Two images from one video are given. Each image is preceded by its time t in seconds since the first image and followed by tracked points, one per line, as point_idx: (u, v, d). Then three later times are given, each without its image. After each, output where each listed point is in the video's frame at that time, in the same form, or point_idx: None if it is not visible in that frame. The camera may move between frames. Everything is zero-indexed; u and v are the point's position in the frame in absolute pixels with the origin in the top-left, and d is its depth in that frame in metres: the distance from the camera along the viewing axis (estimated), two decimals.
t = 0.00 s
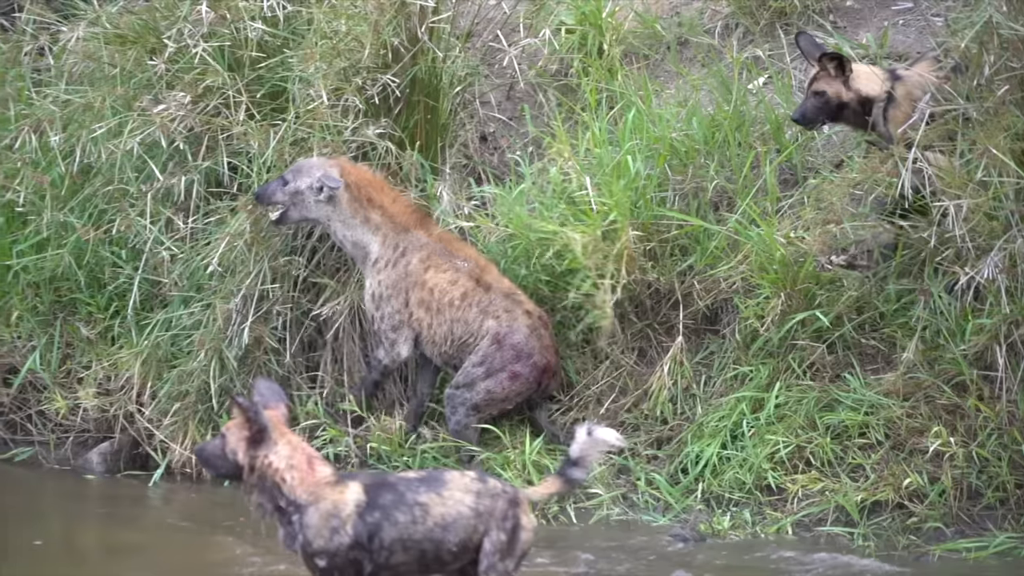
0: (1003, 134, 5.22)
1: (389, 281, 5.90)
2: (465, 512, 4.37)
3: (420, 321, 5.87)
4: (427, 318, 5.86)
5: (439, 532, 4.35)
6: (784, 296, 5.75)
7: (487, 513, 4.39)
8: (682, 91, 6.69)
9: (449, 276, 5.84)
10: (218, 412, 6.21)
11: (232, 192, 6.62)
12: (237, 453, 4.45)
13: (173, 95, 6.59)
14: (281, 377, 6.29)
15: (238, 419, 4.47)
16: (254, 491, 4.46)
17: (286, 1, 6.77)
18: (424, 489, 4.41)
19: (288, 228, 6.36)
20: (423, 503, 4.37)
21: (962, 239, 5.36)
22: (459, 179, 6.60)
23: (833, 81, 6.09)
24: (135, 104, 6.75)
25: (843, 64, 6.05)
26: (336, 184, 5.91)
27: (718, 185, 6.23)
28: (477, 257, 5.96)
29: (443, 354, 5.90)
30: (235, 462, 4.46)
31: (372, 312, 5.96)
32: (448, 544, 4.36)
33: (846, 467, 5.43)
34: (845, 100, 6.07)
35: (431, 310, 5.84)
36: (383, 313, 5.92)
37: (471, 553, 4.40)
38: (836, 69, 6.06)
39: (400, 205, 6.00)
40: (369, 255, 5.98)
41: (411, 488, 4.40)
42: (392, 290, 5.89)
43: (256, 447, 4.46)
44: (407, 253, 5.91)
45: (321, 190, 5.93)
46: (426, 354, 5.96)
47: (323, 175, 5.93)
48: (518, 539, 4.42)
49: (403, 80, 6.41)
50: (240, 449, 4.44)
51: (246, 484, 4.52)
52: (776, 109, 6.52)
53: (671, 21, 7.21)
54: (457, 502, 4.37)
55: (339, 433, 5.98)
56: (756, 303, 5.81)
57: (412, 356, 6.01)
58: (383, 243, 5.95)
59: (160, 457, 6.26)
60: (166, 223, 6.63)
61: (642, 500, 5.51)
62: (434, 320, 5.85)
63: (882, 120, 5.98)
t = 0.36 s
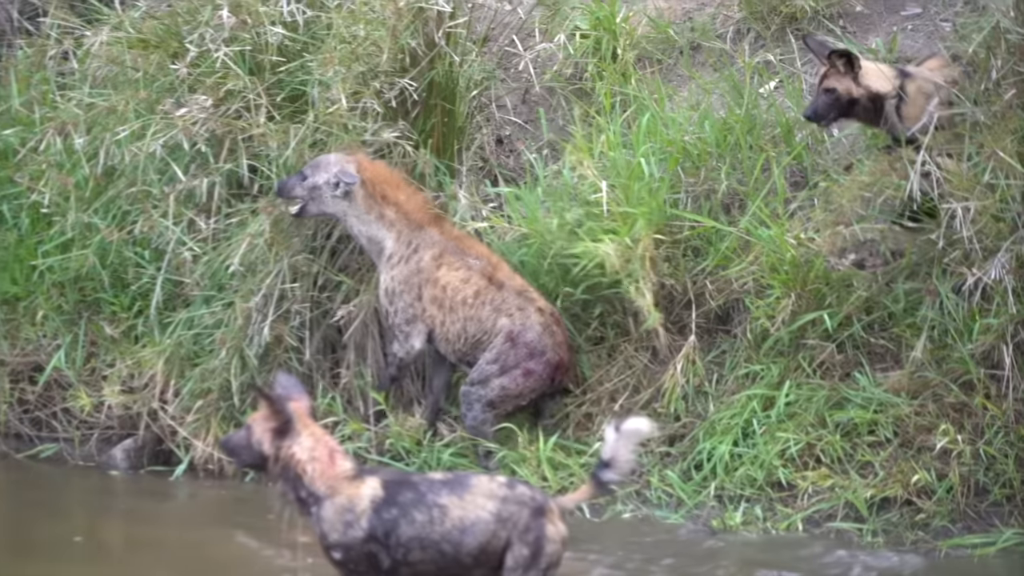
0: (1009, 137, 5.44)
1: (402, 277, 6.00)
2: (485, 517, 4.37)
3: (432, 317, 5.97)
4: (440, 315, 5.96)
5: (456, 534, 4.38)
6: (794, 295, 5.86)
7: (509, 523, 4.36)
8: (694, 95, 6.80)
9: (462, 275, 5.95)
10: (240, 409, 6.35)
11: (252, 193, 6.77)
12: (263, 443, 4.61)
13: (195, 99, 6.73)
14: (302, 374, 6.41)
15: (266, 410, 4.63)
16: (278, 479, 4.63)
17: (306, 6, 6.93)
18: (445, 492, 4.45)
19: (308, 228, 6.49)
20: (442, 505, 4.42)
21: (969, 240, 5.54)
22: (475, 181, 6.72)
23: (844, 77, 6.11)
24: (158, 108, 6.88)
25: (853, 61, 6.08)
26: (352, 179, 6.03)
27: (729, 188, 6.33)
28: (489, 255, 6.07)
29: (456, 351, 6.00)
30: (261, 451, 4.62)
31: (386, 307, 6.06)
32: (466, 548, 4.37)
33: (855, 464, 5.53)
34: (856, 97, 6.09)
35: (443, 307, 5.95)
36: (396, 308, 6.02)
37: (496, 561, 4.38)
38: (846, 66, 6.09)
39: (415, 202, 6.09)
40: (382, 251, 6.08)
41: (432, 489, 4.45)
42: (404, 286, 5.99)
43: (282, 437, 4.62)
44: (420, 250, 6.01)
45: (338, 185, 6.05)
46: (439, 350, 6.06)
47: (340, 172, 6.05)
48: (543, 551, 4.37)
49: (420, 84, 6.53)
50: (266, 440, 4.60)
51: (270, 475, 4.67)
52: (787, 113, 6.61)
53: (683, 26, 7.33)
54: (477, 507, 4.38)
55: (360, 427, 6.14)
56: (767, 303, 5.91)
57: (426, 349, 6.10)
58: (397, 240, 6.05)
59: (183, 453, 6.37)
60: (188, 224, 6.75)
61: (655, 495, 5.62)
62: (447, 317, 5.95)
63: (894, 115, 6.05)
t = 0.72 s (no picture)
0: (1021, 139, 5.43)
1: (422, 274, 6.09)
2: (502, 517, 4.43)
3: (449, 316, 6.08)
4: (457, 314, 6.06)
5: (473, 533, 4.45)
6: (808, 297, 5.91)
7: (527, 520, 4.41)
8: (710, 98, 6.87)
9: (480, 276, 6.03)
10: (259, 408, 6.43)
11: (273, 194, 6.89)
12: (293, 439, 4.67)
13: (216, 102, 6.81)
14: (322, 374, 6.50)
15: (298, 407, 4.68)
16: (303, 473, 4.70)
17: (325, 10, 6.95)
18: (463, 491, 4.51)
19: (327, 230, 6.56)
20: (459, 504, 4.48)
21: (981, 241, 5.53)
22: (494, 183, 6.80)
23: (859, 72, 6.20)
24: (180, 110, 6.97)
25: (869, 55, 6.17)
26: (378, 175, 6.11)
27: (747, 190, 6.38)
28: (508, 256, 6.14)
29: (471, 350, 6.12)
30: (291, 448, 4.68)
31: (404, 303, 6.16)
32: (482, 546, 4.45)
33: (869, 463, 5.59)
34: (871, 91, 6.18)
35: (461, 306, 6.05)
36: (414, 305, 6.11)
37: (517, 557, 4.45)
38: (863, 61, 6.18)
39: (439, 200, 6.17)
40: (404, 248, 6.17)
41: (451, 488, 4.52)
42: (424, 284, 6.09)
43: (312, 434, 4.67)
44: (440, 249, 6.10)
45: (365, 181, 6.13)
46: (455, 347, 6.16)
47: (367, 168, 6.12)
48: (566, 549, 4.41)
49: (439, 87, 6.62)
50: (297, 434, 4.66)
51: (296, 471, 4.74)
52: (802, 116, 6.69)
53: (699, 29, 7.39)
54: (495, 507, 4.44)
55: (383, 423, 6.24)
56: (781, 304, 5.96)
57: (444, 347, 6.20)
58: (419, 237, 6.14)
59: (202, 451, 6.44)
60: (209, 225, 6.86)
61: (671, 493, 5.69)
62: (464, 316, 6.05)
63: (909, 109, 6.12)
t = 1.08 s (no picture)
0: None
1: (441, 266, 6.13)
2: (513, 514, 4.46)
3: (461, 311, 6.12)
4: (469, 310, 6.10)
5: (485, 530, 4.48)
6: (820, 296, 5.97)
7: (540, 517, 4.43)
8: (721, 99, 6.91)
9: (497, 275, 6.08)
10: (272, 407, 6.47)
11: (286, 193, 6.94)
12: (315, 446, 4.68)
13: (229, 102, 6.89)
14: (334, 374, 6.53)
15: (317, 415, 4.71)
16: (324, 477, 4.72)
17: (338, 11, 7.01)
18: (475, 490, 4.54)
19: (341, 229, 6.60)
20: (471, 502, 4.51)
21: (992, 241, 5.51)
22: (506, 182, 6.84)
23: (877, 67, 6.16)
24: (194, 110, 7.02)
25: (888, 50, 6.14)
26: (409, 167, 6.11)
27: (757, 190, 6.41)
28: (525, 257, 6.19)
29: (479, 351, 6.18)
30: (312, 455, 4.70)
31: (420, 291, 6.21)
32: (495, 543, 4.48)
33: (879, 462, 5.63)
34: (888, 86, 6.13)
35: (474, 303, 6.09)
36: (430, 295, 6.16)
37: (530, 552, 4.48)
38: (880, 57, 6.15)
39: (464, 196, 6.21)
40: (425, 238, 6.20)
41: (464, 486, 4.55)
42: (441, 275, 6.13)
43: (333, 441, 4.70)
44: (461, 244, 6.13)
45: (394, 171, 6.13)
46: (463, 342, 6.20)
47: (397, 158, 6.13)
48: (579, 543, 4.41)
49: (452, 87, 6.66)
50: (316, 442, 4.68)
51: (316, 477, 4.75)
52: (813, 116, 6.72)
53: (711, 30, 7.43)
54: (508, 504, 4.47)
55: (395, 422, 6.25)
56: (793, 304, 6.03)
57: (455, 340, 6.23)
58: (441, 229, 6.17)
59: (216, 450, 6.48)
60: (222, 224, 6.90)
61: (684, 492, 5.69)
62: (476, 313, 6.09)
63: (919, 105, 6.04)
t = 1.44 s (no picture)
0: None
1: (457, 260, 6.25)
2: (525, 507, 4.49)
3: (473, 309, 6.22)
4: (482, 310, 6.21)
5: (497, 523, 4.51)
6: (829, 296, 6.02)
7: (549, 512, 4.44)
8: (731, 99, 6.96)
9: (513, 281, 6.16)
10: (285, 406, 6.51)
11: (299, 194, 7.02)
12: (349, 444, 4.73)
13: (242, 102, 6.94)
14: (346, 373, 6.59)
15: (352, 414, 4.75)
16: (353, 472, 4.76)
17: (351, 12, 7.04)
18: (490, 484, 4.57)
19: (353, 229, 6.67)
20: (484, 496, 4.54)
21: (999, 240, 5.49)
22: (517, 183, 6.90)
23: (890, 71, 6.18)
24: (207, 110, 7.08)
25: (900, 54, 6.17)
26: (437, 159, 6.25)
27: (767, 190, 6.47)
28: (544, 269, 6.26)
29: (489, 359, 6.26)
30: (346, 453, 4.74)
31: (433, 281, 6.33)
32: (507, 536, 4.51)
33: (887, 460, 5.67)
34: (901, 89, 6.16)
35: (487, 303, 6.19)
36: (442, 286, 6.28)
37: (543, 547, 4.49)
38: (893, 60, 6.17)
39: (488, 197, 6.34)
40: (445, 230, 6.33)
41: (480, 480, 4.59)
42: (457, 270, 6.24)
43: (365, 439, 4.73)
44: (481, 243, 6.24)
45: (423, 162, 6.27)
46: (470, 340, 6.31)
47: (429, 150, 6.27)
48: (589, 541, 4.38)
49: (464, 87, 6.74)
50: (350, 440, 4.73)
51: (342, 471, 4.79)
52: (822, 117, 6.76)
53: (721, 31, 7.49)
54: (520, 497, 4.50)
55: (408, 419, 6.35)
56: (803, 303, 6.09)
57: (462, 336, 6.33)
58: (462, 225, 6.29)
59: (229, 449, 6.53)
60: (236, 224, 6.98)
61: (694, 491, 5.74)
62: (487, 314, 6.20)
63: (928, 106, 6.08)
